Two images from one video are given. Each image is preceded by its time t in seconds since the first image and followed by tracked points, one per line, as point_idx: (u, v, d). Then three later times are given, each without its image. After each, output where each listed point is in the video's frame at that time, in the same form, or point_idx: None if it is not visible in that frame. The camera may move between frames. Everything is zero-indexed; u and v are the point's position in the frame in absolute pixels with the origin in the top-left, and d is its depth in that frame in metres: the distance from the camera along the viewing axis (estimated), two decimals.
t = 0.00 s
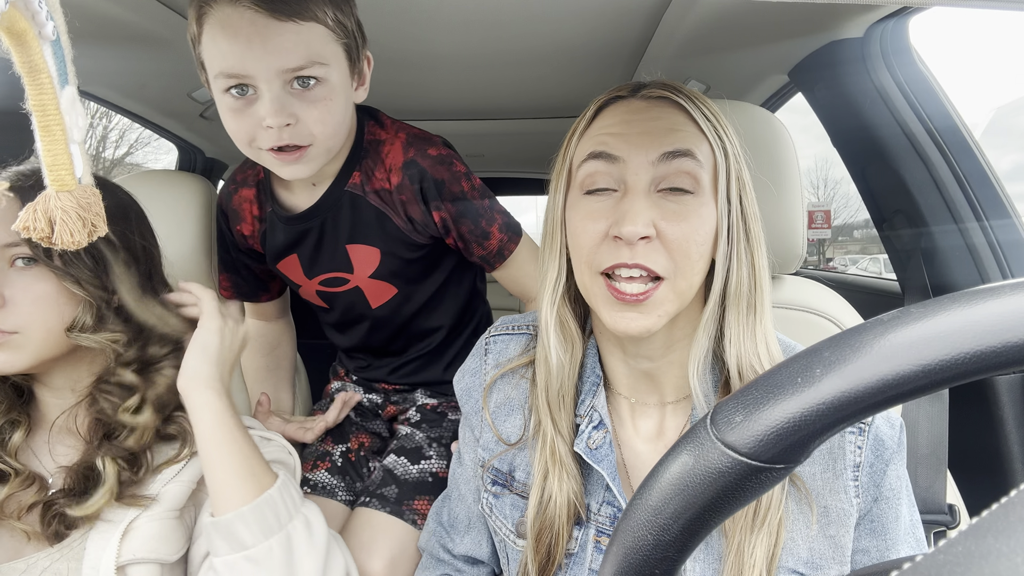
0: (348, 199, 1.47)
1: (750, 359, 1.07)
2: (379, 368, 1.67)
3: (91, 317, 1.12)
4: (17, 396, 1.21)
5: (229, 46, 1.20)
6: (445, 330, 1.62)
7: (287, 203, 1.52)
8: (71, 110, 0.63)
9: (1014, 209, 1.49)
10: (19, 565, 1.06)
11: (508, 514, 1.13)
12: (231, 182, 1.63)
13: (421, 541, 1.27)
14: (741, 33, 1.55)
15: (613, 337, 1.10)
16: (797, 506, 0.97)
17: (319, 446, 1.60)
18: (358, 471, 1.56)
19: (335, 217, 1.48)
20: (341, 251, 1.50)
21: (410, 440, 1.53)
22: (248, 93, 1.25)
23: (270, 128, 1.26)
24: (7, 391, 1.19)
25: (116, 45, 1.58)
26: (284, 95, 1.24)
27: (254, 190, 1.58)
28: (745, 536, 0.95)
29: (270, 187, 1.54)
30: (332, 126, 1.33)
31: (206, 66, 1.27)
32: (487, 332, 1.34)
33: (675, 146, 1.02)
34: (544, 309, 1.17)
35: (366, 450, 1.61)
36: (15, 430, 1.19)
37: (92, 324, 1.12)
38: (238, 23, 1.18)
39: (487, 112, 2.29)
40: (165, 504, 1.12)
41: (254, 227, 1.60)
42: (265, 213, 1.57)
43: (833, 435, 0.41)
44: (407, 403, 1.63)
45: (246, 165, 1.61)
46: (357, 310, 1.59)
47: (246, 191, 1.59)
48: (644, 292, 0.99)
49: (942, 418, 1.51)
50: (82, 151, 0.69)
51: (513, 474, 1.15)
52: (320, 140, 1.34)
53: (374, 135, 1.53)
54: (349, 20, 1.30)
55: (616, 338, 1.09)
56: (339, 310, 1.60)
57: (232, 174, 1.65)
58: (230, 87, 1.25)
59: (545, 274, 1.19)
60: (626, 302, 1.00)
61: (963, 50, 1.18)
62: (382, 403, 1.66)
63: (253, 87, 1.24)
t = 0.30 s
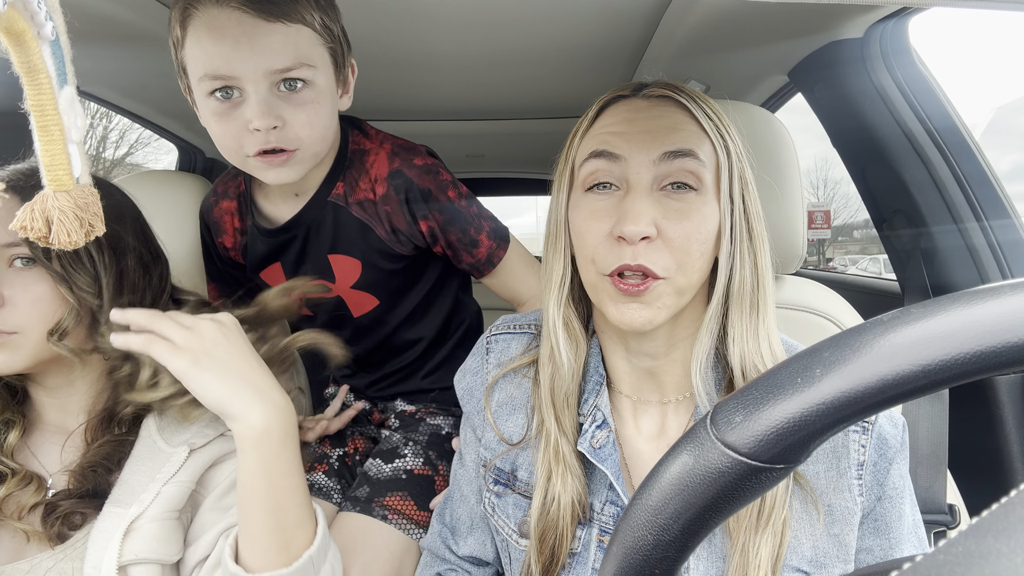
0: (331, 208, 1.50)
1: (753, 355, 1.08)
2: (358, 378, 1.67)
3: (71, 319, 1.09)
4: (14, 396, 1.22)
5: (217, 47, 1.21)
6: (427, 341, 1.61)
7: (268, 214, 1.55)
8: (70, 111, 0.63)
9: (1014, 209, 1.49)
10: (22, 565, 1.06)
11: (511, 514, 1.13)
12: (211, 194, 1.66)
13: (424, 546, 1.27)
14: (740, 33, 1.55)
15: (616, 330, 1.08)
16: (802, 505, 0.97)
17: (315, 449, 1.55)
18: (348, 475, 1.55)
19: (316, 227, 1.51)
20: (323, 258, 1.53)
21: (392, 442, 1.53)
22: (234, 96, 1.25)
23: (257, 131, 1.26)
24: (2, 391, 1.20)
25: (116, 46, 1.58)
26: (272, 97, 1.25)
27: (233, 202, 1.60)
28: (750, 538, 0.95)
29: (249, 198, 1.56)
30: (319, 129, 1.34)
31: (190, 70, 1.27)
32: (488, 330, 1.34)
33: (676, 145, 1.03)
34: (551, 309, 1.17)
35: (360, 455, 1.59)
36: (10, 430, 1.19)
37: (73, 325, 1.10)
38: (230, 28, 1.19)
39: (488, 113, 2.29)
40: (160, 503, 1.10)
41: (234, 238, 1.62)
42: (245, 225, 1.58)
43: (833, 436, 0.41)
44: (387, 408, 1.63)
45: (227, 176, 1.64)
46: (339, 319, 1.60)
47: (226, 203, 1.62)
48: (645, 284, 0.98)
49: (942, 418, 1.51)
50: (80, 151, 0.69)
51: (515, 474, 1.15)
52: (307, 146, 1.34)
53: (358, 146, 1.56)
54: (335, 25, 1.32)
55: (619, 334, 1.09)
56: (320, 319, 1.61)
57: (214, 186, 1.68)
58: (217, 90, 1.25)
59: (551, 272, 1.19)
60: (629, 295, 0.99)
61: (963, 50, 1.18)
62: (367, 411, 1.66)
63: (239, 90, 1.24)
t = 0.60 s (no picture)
0: (388, 229, 1.40)
1: (751, 356, 1.08)
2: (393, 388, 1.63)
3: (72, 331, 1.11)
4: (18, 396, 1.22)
5: (284, 31, 1.03)
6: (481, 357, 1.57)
7: (316, 236, 1.45)
8: (72, 111, 0.63)
9: (1014, 209, 1.49)
10: (26, 566, 1.07)
11: (514, 508, 1.12)
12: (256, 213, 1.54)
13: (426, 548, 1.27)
14: (741, 33, 1.55)
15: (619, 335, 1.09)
16: (800, 501, 0.97)
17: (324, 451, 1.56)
18: (360, 476, 1.52)
19: (372, 249, 1.40)
20: (377, 282, 1.43)
21: (417, 449, 1.49)
22: (295, 91, 1.10)
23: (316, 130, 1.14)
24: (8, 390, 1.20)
25: (116, 45, 1.58)
26: (336, 96, 1.11)
27: (283, 225, 1.48)
28: (750, 533, 0.95)
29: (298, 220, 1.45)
30: (380, 132, 1.21)
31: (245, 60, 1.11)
32: (492, 327, 1.34)
33: (669, 149, 1.02)
34: (549, 312, 1.18)
35: (376, 455, 1.56)
36: (14, 430, 1.19)
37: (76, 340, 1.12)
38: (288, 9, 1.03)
39: (488, 113, 2.29)
40: (164, 501, 1.12)
41: (283, 262, 1.51)
42: (294, 248, 1.48)
43: (833, 436, 0.41)
44: (419, 417, 1.59)
45: (274, 195, 1.52)
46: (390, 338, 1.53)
47: (273, 224, 1.49)
48: (642, 291, 0.99)
49: (942, 418, 1.51)
50: (83, 151, 0.69)
51: (519, 469, 1.15)
52: (367, 148, 1.23)
53: (416, 160, 1.44)
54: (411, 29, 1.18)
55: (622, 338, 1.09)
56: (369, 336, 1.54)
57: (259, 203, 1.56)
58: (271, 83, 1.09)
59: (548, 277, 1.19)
60: (626, 302, 1.00)
61: (963, 51, 1.18)
62: (394, 414, 1.62)
63: (303, 84, 1.09)
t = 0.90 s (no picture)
0: (456, 233, 1.38)
1: (755, 358, 1.08)
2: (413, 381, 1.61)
3: (109, 316, 1.17)
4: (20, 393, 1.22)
5: (378, 19, 1.04)
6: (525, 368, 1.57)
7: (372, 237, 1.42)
8: (72, 111, 0.63)
9: (1014, 209, 1.49)
10: (26, 563, 1.07)
11: (516, 507, 1.13)
12: (300, 209, 1.51)
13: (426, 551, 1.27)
14: (742, 33, 1.55)
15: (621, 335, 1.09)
16: (802, 501, 0.97)
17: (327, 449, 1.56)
18: (361, 477, 1.50)
19: (433, 251, 1.38)
20: (434, 286, 1.41)
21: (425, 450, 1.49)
22: (381, 80, 1.09)
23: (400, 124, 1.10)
24: (10, 385, 1.20)
25: (116, 45, 1.58)
26: (423, 89, 1.08)
27: (335, 221, 1.46)
28: (751, 533, 0.95)
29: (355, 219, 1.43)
30: (469, 130, 1.17)
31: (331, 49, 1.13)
32: (494, 326, 1.34)
33: (673, 148, 1.03)
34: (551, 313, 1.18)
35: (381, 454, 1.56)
36: (16, 427, 1.19)
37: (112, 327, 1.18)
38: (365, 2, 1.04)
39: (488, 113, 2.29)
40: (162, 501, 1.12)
41: (328, 259, 1.48)
42: (344, 245, 1.45)
43: (833, 436, 0.41)
44: (433, 414, 1.61)
45: (320, 192, 1.51)
46: (437, 341, 1.50)
47: (323, 221, 1.47)
48: (641, 286, 0.99)
49: (942, 418, 1.51)
50: (83, 151, 0.69)
51: (520, 468, 1.15)
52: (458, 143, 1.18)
53: (490, 161, 1.44)
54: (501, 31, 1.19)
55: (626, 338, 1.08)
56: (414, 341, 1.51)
57: (299, 200, 1.53)
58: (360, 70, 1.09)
59: (552, 278, 1.19)
60: (626, 295, 0.99)
61: (963, 51, 1.18)
62: (404, 409, 1.65)
63: (389, 75, 1.08)
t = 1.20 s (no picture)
0: (474, 247, 1.38)
1: (753, 361, 1.08)
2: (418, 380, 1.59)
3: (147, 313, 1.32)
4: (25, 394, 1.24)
5: (389, 25, 1.03)
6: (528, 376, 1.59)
7: (385, 251, 1.41)
8: (72, 111, 0.63)
9: (1014, 209, 1.49)
10: (18, 560, 1.09)
11: (511, 505, 1.13)
12: (306, 216, 1.49)
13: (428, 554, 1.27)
14: (742, 34, 1.55)
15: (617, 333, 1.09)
16: (800, 505, 0.98)
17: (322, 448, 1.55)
18: (359, 479, 1.51)
19: (449, 264, 1.38)
20: (449, 298, 1.41)
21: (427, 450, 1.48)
22: (393, 92, 1.09)
23: (412, 138, 1.09)
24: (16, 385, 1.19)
25: (117, 45, 1.58)
26: (436, 102, 1.07)
27: (342, 230, 1.44)
28: (749, 538, 0.95)
29: (366, 231, 1.41)
30: (485, 146, 1.15)
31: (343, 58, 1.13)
32: (492, 324, 1.34)
33: (674, 149, 1.02)
34: (552, 312, 1.17)
35: (377, 451, 1.56)
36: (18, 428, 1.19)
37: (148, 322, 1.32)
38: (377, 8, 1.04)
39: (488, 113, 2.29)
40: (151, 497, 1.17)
41: (336, 269, 1.46)
42: (355, 255, 1.43)
43: (833, 436, 0.41)
44: (436, 410, 1.57)
45: (326, 199, 1.48)
46: (445, 352, 1.50)
47: (330, 230, 1.45)
48: (644, 291, 0.99)
49: (942, 418, 1.51)
50: (83, 150, 0.69)
51: (516, 466, 1.15)
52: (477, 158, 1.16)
53: (512, 175, 1.44)
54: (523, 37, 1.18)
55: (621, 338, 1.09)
56: (422, 350, 1.50)
57: (305, 206, 1.50)
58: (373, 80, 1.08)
59: (551, 278, 1.19)
60: (626, 301, 1.00)
61: (963, 50, 1.18)
62: (404, 402, 1.62)
63: (401, 87, 1.07)
